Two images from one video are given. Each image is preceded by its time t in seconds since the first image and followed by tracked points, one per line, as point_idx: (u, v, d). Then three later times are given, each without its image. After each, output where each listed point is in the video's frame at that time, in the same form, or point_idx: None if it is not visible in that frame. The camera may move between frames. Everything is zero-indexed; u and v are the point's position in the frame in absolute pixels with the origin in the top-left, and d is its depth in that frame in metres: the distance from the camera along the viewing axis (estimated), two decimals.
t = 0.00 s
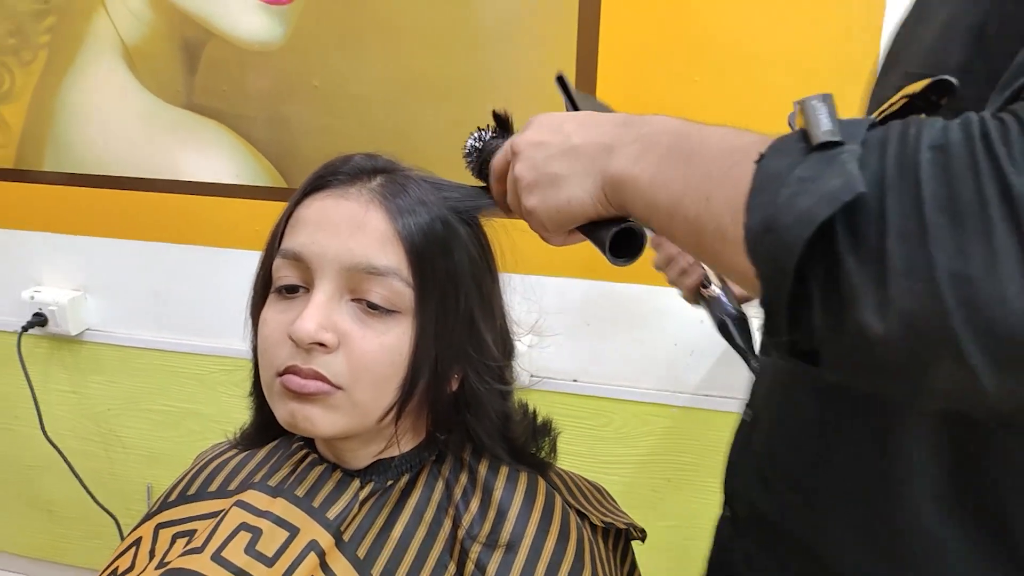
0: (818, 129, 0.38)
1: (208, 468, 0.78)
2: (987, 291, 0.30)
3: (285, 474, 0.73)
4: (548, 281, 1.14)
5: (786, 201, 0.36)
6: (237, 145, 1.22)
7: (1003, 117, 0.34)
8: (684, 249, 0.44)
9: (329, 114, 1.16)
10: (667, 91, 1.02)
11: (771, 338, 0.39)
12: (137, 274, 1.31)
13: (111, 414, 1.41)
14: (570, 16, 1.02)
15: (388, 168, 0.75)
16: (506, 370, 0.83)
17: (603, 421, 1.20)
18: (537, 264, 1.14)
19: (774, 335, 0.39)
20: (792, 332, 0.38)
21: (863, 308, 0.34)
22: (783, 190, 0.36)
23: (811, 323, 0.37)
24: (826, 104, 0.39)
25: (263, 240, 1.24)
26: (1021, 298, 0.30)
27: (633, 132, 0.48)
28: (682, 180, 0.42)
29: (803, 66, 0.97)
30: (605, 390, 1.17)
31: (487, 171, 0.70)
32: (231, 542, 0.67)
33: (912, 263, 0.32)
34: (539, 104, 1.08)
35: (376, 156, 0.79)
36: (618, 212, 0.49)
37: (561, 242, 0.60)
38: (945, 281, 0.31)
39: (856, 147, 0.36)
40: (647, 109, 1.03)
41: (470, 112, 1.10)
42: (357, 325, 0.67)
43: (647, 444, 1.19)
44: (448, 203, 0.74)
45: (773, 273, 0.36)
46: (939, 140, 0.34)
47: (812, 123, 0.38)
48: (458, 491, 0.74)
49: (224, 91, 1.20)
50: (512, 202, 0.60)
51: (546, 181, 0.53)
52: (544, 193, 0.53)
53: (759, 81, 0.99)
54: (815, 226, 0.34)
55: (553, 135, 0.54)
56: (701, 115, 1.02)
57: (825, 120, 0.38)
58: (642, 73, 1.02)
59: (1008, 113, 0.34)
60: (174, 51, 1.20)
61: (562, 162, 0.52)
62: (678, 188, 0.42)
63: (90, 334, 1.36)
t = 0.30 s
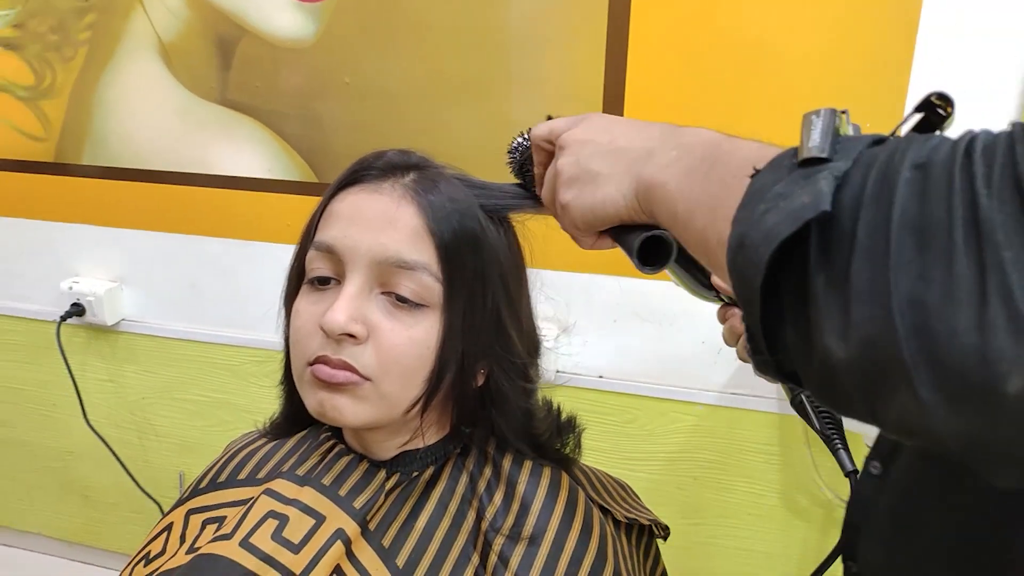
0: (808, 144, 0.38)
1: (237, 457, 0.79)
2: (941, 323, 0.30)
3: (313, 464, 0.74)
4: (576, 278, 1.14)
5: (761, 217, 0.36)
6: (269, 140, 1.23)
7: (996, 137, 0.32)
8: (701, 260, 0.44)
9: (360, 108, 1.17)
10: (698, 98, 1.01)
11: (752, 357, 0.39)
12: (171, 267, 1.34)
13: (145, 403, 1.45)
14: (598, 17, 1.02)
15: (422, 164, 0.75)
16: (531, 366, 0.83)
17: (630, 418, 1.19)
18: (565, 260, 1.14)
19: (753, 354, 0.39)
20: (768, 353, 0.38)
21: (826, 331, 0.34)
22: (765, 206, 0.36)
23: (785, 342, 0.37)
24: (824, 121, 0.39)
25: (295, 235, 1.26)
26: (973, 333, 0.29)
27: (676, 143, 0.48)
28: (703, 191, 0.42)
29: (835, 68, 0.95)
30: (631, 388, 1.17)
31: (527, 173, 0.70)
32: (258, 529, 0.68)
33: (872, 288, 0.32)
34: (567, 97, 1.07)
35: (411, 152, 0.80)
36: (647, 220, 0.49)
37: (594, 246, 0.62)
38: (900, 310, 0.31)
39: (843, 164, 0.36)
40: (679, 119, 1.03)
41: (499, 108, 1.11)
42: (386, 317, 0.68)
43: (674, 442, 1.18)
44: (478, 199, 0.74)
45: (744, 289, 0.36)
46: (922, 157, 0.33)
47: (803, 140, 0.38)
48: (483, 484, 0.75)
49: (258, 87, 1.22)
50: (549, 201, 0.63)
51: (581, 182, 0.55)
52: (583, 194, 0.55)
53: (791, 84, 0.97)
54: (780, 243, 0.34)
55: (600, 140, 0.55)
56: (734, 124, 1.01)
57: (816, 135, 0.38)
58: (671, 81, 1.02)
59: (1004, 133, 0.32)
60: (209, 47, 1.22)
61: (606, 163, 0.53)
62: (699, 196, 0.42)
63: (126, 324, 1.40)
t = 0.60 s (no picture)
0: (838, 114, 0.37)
1: (253, 458, 0.80)
2: (969, 291, 0.29)
3: (328, 465, 0.74)
4: (593, 283, 1.14)
5: (779, 185, 0.35)
6: (289, 144, 1.24)
7: None
8: (712, 243, 0.44)
9: (378, 113, 1.18)
10: (721, 97, 1.00)
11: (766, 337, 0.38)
12: (190, 269, 1.36)
13: (164, 405, 1.46)
14: (616, 21, 1.02)
15: (434, 168, 0.75)
16: (546, 372, 0.82)
17: (646, 425, 1.18)
18: (581, 265, 1.13)
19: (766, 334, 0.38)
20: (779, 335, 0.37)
21: (843, 305, 0.33)
22: (784, 176, 0.35)
23: (800, 320, 0.36)
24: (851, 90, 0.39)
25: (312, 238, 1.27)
26: (1003, 300, 0.28)
27: (695, 130, 0.48)
28: (719, 170, 0.42)
29: (857, 65, 0.94)
30: (647, 393, 1.16)
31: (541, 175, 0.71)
32: (272, 530, 0.67)
33: (896, 257, 0.31)
34: (585, 100, 1.07)
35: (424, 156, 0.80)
36: (658, 205, 0.49)
37: (599, 237, 0.61)
38: (926, 278, 0.30)
39: (870, 136, 0.36)
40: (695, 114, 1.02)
41: (516, 114, 1.11)
42: (398, 321, 0.68)
43: (691, 448, 1.17)
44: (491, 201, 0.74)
45: (759, 261, 0.36)
46: (959, 123, 0.32)
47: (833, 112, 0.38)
48: (497, 487, 0.75)
49: (278, 92, 1.23)
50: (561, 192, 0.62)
51: (594, 166, 0.56)
52: (595, 181, 0.55)
53: (812, 83, 0.96)
54: (800, 207, 0.34)
55: (618, 129, 0.55)
56: (759, 118, 1.00)
57: (843, 105, 0.38)
58: (691, 81, 1.01)
59: None
60: (230, 53, 1.24)
61: (622, 149, 0.53)
62: (714, 175, 0.42)
63: (146, 326, 1.41)
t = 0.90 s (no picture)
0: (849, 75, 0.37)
1: (258, 441, 0.80)
2: (968, 245, 0.28)
3: (332, 449, 0.74)
4: (599, 269, 1.13)
5: (780, 138, 0.35)
6: (295, 129, 1.24)
7: None
8: (714, 211, 0.43)
9: (384, 99, 1.17)
10: (732, 82, 0.99)
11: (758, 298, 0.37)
12: (197, 253, 1.36)
13: (172, 389, 1.47)
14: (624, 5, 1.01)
15: (441, 153, 0.75)
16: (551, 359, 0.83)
17: (650, 411, 1.18)
18: (586, 250, 1.13)
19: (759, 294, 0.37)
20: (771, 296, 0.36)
21: (838, 261, 0.32)
22: (789, 130, 0.35)
23: (792, 279, 0.35)
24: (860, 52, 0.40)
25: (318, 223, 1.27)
26: (1001, 255, 0.28)
27: (701, 98, 0.47)
28: (724, 137, 0.41)
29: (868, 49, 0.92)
30: (653, 379, 1.16)
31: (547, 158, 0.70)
32: (275, 513, 0.67)
33: (894, 210, 0.30)
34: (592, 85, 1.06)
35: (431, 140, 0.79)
36: (660, 175, 0.49)
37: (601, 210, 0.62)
38: (924, 231, 0.30)
39: (879, 92, 0.35)
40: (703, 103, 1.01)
41: (523, 100, 1.10)
42: (402, 306, 0.68)
43: (695, 434, 1.17)
44: (496, 186, 0.74)
45: (756, 215, 0.35)
46: (966, 80, 0.31)
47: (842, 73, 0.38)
48: (500, 472, 0.75)
49: (284, 77, 1.22)
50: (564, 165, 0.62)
51: (600, 137, 0.55)
52: (599, 151, 0.55)
53: (821, 67, 0.95)
54: (799, 159, 0.33)
55: (625, 101, 0.54)
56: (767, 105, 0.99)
57: (850, 66, 0.38)
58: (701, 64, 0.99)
59: None
60: (237, 38, 1.23)
61: (627, 118, 0.52)
62: (718, 141, 0.41)
63: (154, 311, 1.42)
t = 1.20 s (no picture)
0: (854, 76, 0.36)
1: (256, 429, 0.80)
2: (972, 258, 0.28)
3: (328, 438, 0.75)
4: (600, 257, 1.12)
5: (784, 145, 0.34)
6: (295, 115, 1.23)
7: None
8: (711, 203, 0.43)
9: (385, 85, 1.16)
10: (737, 70, 0.97)
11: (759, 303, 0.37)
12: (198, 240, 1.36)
13: (174, 375, 1.47)
14: None
15: (436, 141, 0.74)
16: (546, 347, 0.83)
17: (650, 399, 1.18)
18: (587, 238, 1.12)
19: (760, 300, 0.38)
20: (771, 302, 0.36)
21: (841, 273, 0.32)
22: (794, 137, 0.34)
23: (794, 288, 0.35)
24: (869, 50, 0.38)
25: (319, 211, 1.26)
26: (1008, 272, 0.27)
27: (706, 89, 0.47)
28: (726, 130, 0.40)
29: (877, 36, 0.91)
30: (653, 367, 1.15)
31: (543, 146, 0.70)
32: (271, 502, 0.67)
33: (899, 222, 0.30)
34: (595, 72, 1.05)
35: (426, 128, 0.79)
36: (659, 164, 0.48)
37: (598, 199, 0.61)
38: (928, 245, 0.29)
39: (883, 97, 0.34)
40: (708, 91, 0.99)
41: (525, 86, 1.09)
42: (395, 297, 0.67)
43: (695, 423, 1.17)
44: (491, 177, 0.73)
45: (758, 223, 0.35)
46: (978, 90, 0.31)
47: (849, 76, 0.36)
48: (495, 461, 0.76)
49: (284, 63, 1.21)
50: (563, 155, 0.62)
51: (600, 122, 0.54)
52: (598, 140, 0.54)
53: (830, 53, 0.93)
54: (806, 168, 0.33)
55: (626, 88, 0.54)
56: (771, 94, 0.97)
57: (858, 66, 0.37)
58: (705, 55, 0.98)
59: None
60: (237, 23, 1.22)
61: (629, 104, 0.51)
62: (720, 133, 0.41)
63: (155, 298, 1.42)
